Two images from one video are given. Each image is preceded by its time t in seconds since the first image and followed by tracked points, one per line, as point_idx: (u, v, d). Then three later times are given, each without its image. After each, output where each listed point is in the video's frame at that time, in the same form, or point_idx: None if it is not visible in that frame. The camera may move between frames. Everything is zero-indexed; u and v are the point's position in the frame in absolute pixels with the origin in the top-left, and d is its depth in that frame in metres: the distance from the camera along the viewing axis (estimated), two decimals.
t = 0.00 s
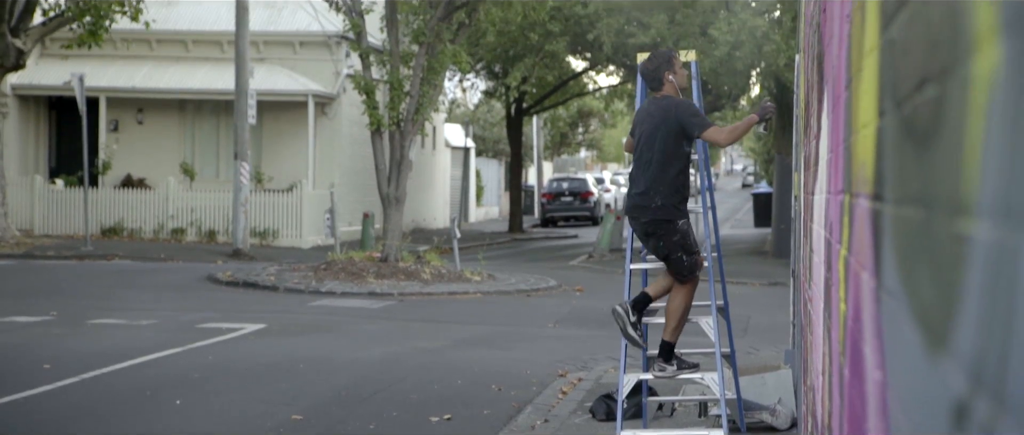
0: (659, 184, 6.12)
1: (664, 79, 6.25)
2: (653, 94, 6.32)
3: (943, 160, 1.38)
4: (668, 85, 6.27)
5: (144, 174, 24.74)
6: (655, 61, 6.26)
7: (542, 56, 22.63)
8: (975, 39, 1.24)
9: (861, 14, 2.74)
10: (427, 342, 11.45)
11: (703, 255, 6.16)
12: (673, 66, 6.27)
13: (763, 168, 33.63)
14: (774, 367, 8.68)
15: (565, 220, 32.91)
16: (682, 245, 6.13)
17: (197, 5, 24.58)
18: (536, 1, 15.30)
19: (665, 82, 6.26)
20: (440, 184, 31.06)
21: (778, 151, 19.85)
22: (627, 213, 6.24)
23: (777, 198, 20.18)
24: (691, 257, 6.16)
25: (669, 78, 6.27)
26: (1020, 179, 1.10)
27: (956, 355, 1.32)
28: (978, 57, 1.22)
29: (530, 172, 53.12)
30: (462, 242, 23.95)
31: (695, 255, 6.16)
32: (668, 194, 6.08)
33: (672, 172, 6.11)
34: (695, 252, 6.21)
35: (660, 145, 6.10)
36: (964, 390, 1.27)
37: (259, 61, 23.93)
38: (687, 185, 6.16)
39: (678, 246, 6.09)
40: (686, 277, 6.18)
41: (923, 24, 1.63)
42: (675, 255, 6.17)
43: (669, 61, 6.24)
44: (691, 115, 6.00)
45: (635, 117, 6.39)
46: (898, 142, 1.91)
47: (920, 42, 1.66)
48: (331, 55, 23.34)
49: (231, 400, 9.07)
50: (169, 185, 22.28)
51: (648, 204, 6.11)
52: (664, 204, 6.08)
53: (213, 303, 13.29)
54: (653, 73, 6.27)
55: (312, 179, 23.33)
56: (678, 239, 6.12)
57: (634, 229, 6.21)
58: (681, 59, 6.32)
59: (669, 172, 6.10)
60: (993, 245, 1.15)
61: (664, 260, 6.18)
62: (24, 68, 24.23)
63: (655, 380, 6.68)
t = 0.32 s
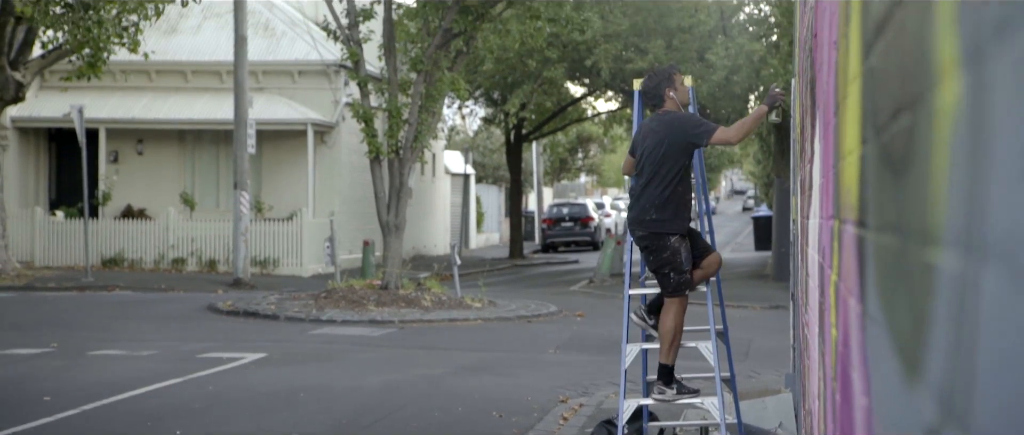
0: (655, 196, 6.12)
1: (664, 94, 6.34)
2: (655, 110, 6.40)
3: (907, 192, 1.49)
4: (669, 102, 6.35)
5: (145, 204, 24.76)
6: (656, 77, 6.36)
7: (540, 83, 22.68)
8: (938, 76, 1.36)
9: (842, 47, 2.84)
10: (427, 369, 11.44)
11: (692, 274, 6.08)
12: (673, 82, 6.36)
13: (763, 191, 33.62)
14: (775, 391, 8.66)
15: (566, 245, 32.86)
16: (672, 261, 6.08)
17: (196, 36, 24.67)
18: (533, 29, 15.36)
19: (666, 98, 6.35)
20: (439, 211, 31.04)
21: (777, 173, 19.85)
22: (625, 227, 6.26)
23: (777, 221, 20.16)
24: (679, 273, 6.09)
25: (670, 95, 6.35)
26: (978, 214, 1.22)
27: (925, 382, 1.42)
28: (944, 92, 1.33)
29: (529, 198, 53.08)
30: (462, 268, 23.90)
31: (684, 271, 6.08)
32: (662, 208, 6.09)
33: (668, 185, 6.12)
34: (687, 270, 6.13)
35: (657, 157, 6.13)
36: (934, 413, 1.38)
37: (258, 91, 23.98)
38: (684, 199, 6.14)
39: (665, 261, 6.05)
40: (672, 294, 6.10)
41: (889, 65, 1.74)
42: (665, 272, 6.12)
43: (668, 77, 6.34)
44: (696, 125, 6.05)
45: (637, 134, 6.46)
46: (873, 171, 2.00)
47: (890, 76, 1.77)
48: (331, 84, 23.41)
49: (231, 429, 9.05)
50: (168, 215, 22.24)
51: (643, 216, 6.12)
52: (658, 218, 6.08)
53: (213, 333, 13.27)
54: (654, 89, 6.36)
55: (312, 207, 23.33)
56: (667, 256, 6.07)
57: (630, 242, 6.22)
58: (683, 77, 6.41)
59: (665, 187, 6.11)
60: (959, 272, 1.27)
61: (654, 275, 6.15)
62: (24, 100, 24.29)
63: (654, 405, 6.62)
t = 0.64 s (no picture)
0: (653, 191, 6.15)
1: (658, 92, 6.36)
2: (650, 109, 6.42)
3: (880, 215, 1.72)
4: (664, 99, 6.36)
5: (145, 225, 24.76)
6: (650, 75, 6.37)
7: (540, 100, 22.68)
8: (905, 115, 1.58)
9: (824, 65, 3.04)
10: (429, 387, 11.42)
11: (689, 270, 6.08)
12: (668, 80, 6.37)
13: (763, 206, 33.60)
14: (775, 407, 8.65)
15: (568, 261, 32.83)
16: (668, 256, 6.08)
17: (195, 56, 24.67)
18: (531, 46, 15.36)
19: (660, 96, 6.37)
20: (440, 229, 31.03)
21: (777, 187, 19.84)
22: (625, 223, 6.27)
23: (778, 234, 20.13)
24: (675, 269, 6.09)
25: (664, 93, 6.37)
26: (939, 239, 1.45)
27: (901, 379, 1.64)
28: (911, 129, 1.56)
29: (531, 214, 53.05)
30: (463, 286, 23.85)
31: (680, 266, 6.09)
32: (662, 202, 6.11)
33: (666, 179, 6.14)
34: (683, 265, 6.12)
35: (655, 153, 6.15)
36: (910, 412, 1.60)
37: (258, 111, 24.00)
38: (680, 194, 6.16)
39: (662, 256, 6.06)
40: (665, 290, 6.08)
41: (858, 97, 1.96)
42: (660, 267, 6.11)
43: (663, 75, 6.35)
44: (697, 118, 6.06)
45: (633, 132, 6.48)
46: (847, 192, 2.26)
47: (860, 108, 1.99)
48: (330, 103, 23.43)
49: None
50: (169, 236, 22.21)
51: (641, 212, 6.14)
52: (657, 213, 6.09)
53: (214, 353, 13.25)
54: (649, 87, 6.37)
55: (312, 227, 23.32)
56: (665, 251, 6.08)
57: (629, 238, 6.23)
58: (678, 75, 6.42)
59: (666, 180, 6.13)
60: (927, 288, 1.49)
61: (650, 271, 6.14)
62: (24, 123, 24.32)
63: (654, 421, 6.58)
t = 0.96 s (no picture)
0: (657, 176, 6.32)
1: (648, 81, 6.57)
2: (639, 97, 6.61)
3: (850, 228, 2.10)
4: (653, 88, 6.57)
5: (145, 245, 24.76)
6: (639, 64, 6.58)
7: (539, 115, 22.71)
8: (872, 145, 1.96)
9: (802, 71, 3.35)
10: (430, 404, 11.40)
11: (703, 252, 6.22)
12: (657, 68, 6.59)
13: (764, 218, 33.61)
14: (777, 419, 8.63)
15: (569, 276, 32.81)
16: (681, 241, 6.27)
17: (194, 75, 24.73)
18: (529, 60, 15.39)
19: (650, 84, 6.58)
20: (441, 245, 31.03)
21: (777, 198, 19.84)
22: (630, 210, 6.39)
23: (779, 245, 20.11)
24: (690, 253, 6.27)
25: (653, 81, 6.58)
26: (902, 260, 1.82)
27: (870, 363, 2.01)
28: (878, 157, 1.94)
29: (531, 229, 53.04)
30: (464, 302, 23.81)
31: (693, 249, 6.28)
32: (666, 189, 6.28)
33: (668, 164, 6.34)
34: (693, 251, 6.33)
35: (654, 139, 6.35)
36: (882, 393, 1.98)
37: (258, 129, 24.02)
38: (681, 178, 6.38)
39: (678, 240, 6.22)
40: (683, 275, 6.23)
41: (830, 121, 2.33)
42: (675, 254, 6.26)
43: (653, 62, 6.56)
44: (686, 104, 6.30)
45: (624, 121, 6.65)
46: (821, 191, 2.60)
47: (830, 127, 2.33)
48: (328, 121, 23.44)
49: None
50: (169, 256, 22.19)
51: (648, 199, 6.30)
52: (665, 198, 6.27)
53: (215, 372, 13.24)
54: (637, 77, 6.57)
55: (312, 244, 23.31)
56: (678, 235, 6.26)
57: (637, 225, 6.34)
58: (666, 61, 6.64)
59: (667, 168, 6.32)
60: (892, 300, 1.87)
61: (663, 259, 6.25)
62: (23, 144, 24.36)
63: None
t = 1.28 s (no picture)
0: (659, 181, 6.48)
1: (641, 86, 6.75)
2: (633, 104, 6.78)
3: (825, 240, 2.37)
4: (646, 93, 6.76)
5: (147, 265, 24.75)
6: (633, 70, 6.76)
7: (538, 130, 22.78)
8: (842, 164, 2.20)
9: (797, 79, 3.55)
10: (433, 420, 11.39)
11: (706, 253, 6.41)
12: (650, 73, 6.77)
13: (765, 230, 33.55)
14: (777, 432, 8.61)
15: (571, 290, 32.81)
16: (687, 244, 6.44)
17: (193, 96, 24.79)
18: (527, 76, 15.46)
19: (643, 90, 6.76)
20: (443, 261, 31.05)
21: (778, 210, 19.83)
22: (634, 214, 6.53)
23: (780, 256, 20.10)
24: (694, 257, 6.46)
25: (645, 86, 6.77)
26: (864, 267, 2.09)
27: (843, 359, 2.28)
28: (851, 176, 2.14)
29: (533, 244, 53.08)
30: (465, 318, 23.80)
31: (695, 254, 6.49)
32: (669, 192, 6.44)
33: (668, 168, 6.51)
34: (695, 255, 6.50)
35: (655, 145, 6.52)
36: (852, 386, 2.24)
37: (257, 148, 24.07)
38: (681, 181, 6.56)
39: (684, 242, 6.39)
40: (688, 277, 6.39)
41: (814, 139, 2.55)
42: (680, 257, 6.42)
43: (646, 68, 6.76)
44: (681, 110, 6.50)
45: (618, 127, 6.82)
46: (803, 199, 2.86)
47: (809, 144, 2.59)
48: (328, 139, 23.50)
49: None
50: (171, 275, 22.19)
51: (654, 202, 6.45)
52: (670, 201, 6.44)
53: (217, 392, 13.24)
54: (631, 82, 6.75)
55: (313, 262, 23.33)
56: (683, 238, 6.41)
57: (642, 230, 6.48)
58: (658, 66, 6.82)
59: (667, 173, 6.48)
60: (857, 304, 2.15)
61: (668, 262, 6.41)
62: (25, 167, 24.44)
63: None
